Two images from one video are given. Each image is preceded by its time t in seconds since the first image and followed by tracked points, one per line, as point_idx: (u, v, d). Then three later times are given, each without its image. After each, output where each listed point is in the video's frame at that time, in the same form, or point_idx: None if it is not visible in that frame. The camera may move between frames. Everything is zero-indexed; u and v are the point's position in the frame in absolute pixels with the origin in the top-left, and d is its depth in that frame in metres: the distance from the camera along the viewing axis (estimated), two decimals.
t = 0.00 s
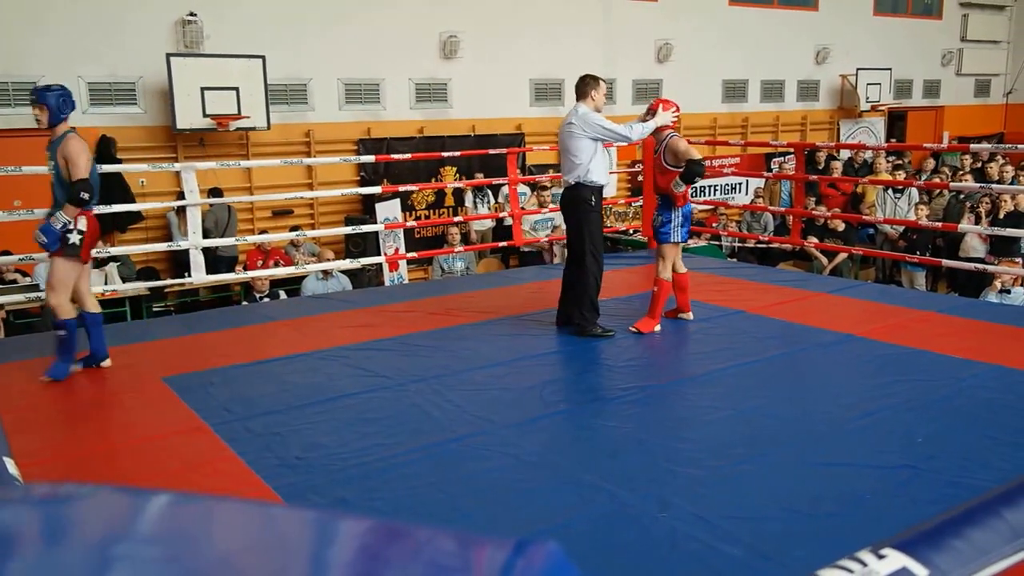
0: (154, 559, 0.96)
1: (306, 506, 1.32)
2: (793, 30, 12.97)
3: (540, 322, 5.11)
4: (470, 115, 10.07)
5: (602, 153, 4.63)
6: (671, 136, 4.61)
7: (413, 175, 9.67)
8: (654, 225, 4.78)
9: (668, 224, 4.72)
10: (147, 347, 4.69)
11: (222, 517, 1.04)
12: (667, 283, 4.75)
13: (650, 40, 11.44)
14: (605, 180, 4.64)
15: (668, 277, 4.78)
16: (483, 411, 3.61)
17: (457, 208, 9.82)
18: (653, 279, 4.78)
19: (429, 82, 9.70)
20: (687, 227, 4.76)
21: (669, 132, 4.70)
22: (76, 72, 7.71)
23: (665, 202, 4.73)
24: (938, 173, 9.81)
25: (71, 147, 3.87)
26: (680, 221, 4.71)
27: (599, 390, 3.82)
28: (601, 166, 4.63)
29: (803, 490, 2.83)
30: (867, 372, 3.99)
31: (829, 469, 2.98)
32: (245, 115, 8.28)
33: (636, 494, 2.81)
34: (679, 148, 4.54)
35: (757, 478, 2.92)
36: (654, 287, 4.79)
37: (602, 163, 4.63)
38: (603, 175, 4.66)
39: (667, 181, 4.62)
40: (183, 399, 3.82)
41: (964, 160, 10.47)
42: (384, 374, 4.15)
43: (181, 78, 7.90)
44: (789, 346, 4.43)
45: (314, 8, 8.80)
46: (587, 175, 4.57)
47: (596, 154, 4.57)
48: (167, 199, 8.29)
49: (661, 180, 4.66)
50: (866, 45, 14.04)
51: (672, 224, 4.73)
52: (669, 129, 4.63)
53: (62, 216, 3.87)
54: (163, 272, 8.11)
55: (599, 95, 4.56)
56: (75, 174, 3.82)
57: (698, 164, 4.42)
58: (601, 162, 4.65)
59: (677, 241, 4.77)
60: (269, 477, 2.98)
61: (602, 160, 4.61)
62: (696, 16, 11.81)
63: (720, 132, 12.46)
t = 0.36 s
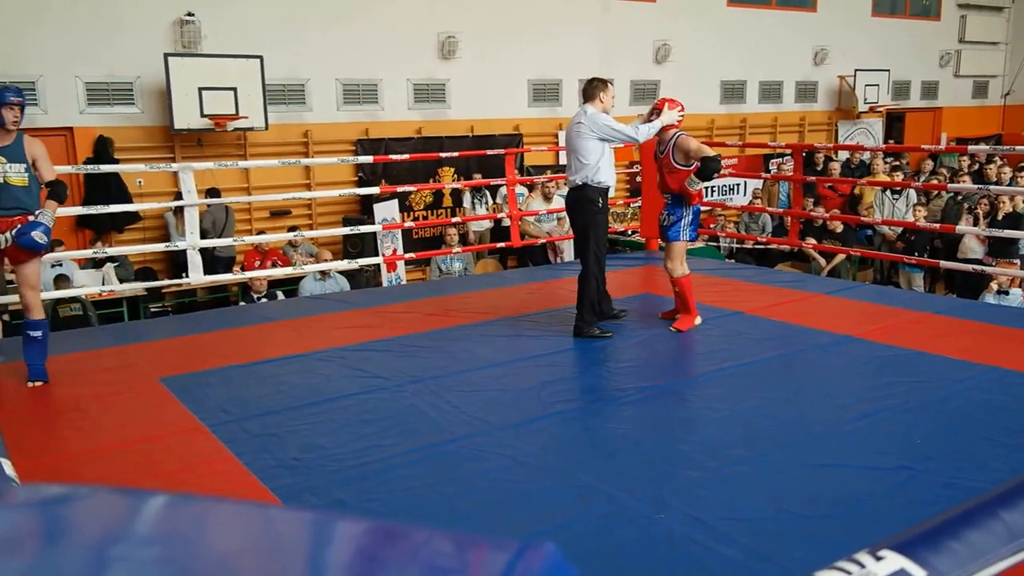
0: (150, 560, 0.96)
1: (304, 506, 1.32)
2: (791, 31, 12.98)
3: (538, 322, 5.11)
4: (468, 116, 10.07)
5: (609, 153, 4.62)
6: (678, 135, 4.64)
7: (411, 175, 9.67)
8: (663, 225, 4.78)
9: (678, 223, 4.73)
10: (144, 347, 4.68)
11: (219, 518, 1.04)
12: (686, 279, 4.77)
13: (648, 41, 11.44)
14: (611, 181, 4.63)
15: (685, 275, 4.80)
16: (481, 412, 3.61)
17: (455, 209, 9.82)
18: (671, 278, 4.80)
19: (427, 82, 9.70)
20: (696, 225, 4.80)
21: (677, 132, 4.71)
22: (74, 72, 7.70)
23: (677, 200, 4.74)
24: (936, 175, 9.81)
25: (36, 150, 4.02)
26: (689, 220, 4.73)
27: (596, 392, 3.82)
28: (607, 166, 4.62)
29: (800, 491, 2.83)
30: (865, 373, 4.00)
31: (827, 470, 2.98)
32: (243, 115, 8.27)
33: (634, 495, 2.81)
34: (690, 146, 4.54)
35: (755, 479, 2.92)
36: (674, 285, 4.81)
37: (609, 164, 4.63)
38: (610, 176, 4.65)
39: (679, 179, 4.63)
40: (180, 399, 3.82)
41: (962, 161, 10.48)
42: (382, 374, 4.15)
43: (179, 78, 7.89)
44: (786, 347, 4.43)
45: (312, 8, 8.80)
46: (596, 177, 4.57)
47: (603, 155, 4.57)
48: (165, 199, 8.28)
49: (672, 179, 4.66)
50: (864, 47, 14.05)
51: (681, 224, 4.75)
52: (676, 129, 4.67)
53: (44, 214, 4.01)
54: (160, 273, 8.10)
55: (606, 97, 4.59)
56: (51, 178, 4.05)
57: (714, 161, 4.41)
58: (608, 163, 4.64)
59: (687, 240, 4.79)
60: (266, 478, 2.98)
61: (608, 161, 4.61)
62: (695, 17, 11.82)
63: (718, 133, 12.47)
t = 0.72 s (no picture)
0: (147, 561, 0.96)
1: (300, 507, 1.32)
2: (788, 32, 13.00)
3: (536, 323, 5.11)
4: (465, 116, 10.08)
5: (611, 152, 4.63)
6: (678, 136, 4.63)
7: (409, 176, 9.68)
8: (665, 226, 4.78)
9: (677, 224, 4.72)
10: (141, 348, 4.67)
11: (216, 518, 1.04)
12: (696, 281, 4.76)
13: (646, 41, 11.44)
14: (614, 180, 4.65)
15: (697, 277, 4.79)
16: (479, 412, 3.60)
17: (452, 210, 9.83)
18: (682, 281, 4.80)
19: (425, 82, 9.70)
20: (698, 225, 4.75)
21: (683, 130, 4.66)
22: (71, 72, 7.69)
23: (675, 202, 4.72)
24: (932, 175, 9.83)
25: None
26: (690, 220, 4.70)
27: (594, 393, 3.81)
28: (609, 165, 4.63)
29: (797, 492, 2.84)
30: (862, 374, 4.00)
31: (823, 470, 2.99)
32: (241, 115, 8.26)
33: (631, 496, 2.81)
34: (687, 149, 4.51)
35: (752, 479, 2.93)
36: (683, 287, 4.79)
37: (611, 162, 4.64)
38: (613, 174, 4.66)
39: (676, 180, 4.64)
40: (177, 400, 3.81)
41: (958, 162, 10.50)
42: (379, 375, 4.14)
43: (177, 78, 7.89)
44: (783, 348, 4.43)
45: (309, 8, 8.79)
46: (594, 177, 4.61)
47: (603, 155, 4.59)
48: (162, 199, 8.27)
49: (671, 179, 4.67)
50: (861, 47, 14.07)
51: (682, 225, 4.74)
52: (676, 128, 4.65)
53: None
54: (158, 273, 8.10)
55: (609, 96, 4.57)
56: None
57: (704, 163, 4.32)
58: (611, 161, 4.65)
59: (690, 241, 4.77)
60: (264, 479, 2.98)
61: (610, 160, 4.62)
62: (692, 17, 11.84)
63: (715, 133, 12.48)
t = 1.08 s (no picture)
0: (145, 561, 0.96)
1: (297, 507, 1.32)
2: (786, 32, 13.01)
3: (534, 323, 5.11)
4: (463, 117, 10.08)
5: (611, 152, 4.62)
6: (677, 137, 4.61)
7: (407, 176, 9.67)
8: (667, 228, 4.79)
9: (676, 227, 4.73)
10: (138, 348, 4.67)
11: (214, 516, 1.04)
12: (695, 283, 4.75)
13: (644, 42, 11.45)
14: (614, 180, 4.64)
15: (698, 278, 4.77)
16: (476, 413, 3.60)
17: (450, 210, 9.85)
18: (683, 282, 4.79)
19: (422, 82, 9.70)
20: (695, 227, 4.68)
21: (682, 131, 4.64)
22: (67, 72, 7.69)
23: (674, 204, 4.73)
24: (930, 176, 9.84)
25: None
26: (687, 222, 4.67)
27: (592, 392, 3.82)
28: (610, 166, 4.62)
29: (795, 492, 2.84)
30: (859, 374, 4.00)
31: (821, 470, 2.99)
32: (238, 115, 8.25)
33: (629, 497, 2.81)
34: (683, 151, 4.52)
35: (750, 479, 2.93)
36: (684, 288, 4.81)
37: (611, 162, 4.62)
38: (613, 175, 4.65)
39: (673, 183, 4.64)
40: (175, 400, 3.80)
41: (955, 162, 10.52)
42: (377, 376, 4.14)
43: (173, 77, 7.87)
44: (781, 348, 4.44)
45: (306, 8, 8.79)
46: (594, 177, 4.61)
47: (602, 156, 4.59)
48: (159, 200, 8.26)
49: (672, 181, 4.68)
50: (859, 47, 14.07)
51: (680, 227, 4.72)
52: (676, 129, 4.64)
53: None
54: (155, 274, 8.09)
55: (607, 97, 4.55)
56: None
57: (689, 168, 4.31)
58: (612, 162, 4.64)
59: (689, 242, 4.74)
60: (260, 479, 2.97)
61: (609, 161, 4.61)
62: (689, 18, 11.83)
63: (713, 134, 12.49)
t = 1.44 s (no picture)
0: (143, 561, 0.96)
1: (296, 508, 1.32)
2: (783, 33, 13.02)
3: (532, 324, 5.11)
4: (460, 118, 10.08)
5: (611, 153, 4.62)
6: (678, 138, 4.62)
7: (405, 177, 9.67)
8: (665, 229, 4.79)
9: (677, 228, 4.72)
10: (136, 349, 4.66)
11: (212, 517, 1.04)
12: (695, 284, 4.75)
13: (642, 43, 11.45)
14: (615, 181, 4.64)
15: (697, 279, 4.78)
16: (475, 413, 3.60)
17: (448, 211, 9.85)
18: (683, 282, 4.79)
19: (420, 83, 9.69)
20: (695, 228, 4.70)
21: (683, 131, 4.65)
22: (64, 73, 7.67)
23: (673, 205, 4.72)
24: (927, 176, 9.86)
25: None
26: (687, 222, 4.68)
27: (590, 393, 3.82)
28: (611, 167, 4.63)
29: (793, 492, 2.84)
30: (857, 375, 4.00)
31: (818, 471, 2.99)
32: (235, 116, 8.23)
33: (627, 497, 2.80)
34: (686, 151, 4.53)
35: (748, 479, 2.93)
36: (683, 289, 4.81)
37: (611, 163, 4.63)
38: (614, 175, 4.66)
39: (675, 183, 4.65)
40: (172, 402, 3.80)
41: (953, 163, 10.54)
42: (375, 377, 4.13)
43: (170, 77, 7.86)
44: (779, 349, 4.44)
45: (304, 8, 8.78)
46: (595, 177, 4.60)
47: (603, 157, 4.59)
48: (156, 201, 8.25)
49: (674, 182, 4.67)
50: (856, 49, 14.08)
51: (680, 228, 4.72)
52: (677, 130, 4.64)
53: None
54: (152, 274, 8.09)
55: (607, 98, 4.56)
56: None
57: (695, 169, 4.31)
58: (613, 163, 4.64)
59: (689, 243, 4.74)
60: (258, 480, 2.97)
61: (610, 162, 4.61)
62: (687, 19, 11.85)
63: (711, 134, 12.49)
